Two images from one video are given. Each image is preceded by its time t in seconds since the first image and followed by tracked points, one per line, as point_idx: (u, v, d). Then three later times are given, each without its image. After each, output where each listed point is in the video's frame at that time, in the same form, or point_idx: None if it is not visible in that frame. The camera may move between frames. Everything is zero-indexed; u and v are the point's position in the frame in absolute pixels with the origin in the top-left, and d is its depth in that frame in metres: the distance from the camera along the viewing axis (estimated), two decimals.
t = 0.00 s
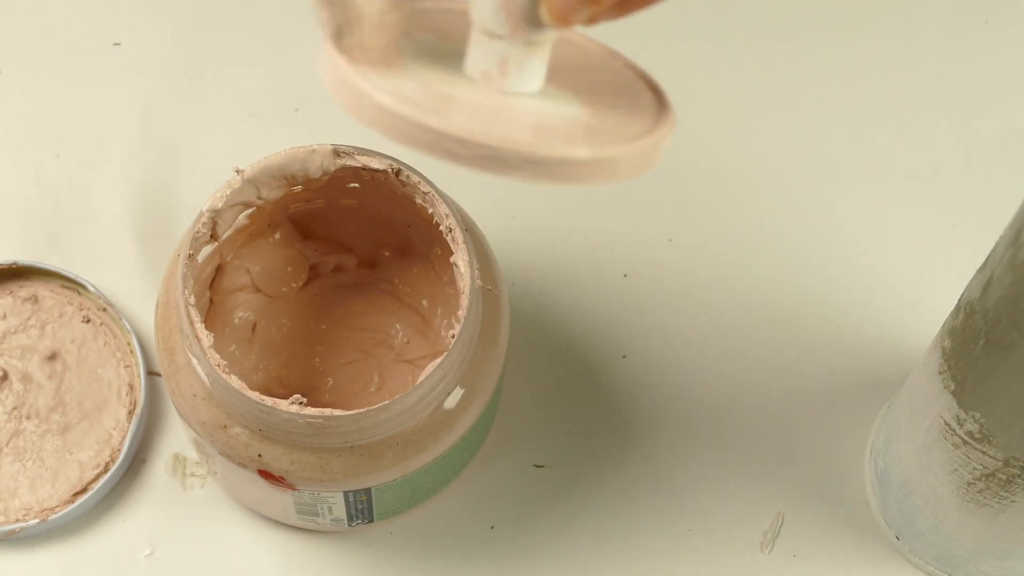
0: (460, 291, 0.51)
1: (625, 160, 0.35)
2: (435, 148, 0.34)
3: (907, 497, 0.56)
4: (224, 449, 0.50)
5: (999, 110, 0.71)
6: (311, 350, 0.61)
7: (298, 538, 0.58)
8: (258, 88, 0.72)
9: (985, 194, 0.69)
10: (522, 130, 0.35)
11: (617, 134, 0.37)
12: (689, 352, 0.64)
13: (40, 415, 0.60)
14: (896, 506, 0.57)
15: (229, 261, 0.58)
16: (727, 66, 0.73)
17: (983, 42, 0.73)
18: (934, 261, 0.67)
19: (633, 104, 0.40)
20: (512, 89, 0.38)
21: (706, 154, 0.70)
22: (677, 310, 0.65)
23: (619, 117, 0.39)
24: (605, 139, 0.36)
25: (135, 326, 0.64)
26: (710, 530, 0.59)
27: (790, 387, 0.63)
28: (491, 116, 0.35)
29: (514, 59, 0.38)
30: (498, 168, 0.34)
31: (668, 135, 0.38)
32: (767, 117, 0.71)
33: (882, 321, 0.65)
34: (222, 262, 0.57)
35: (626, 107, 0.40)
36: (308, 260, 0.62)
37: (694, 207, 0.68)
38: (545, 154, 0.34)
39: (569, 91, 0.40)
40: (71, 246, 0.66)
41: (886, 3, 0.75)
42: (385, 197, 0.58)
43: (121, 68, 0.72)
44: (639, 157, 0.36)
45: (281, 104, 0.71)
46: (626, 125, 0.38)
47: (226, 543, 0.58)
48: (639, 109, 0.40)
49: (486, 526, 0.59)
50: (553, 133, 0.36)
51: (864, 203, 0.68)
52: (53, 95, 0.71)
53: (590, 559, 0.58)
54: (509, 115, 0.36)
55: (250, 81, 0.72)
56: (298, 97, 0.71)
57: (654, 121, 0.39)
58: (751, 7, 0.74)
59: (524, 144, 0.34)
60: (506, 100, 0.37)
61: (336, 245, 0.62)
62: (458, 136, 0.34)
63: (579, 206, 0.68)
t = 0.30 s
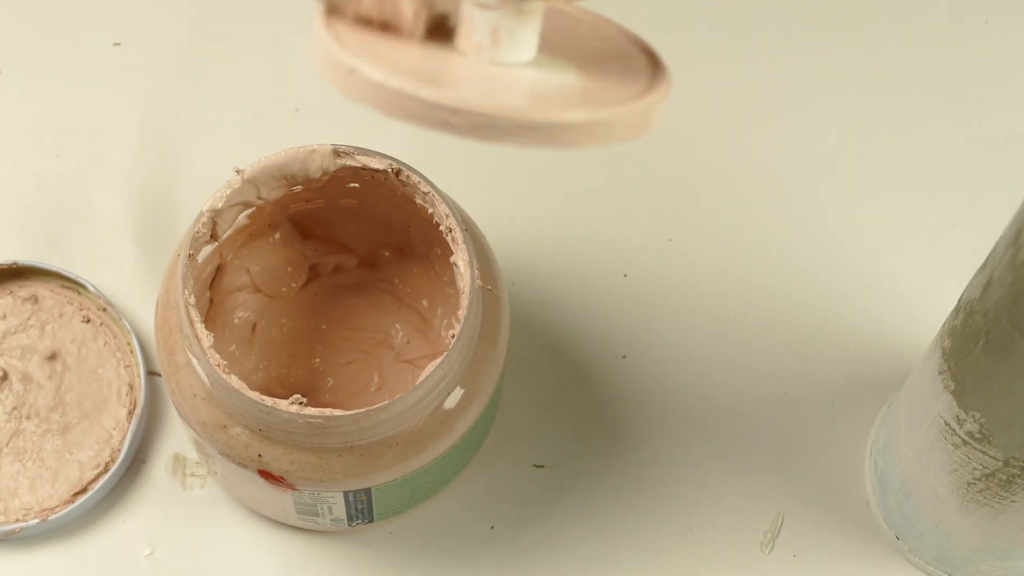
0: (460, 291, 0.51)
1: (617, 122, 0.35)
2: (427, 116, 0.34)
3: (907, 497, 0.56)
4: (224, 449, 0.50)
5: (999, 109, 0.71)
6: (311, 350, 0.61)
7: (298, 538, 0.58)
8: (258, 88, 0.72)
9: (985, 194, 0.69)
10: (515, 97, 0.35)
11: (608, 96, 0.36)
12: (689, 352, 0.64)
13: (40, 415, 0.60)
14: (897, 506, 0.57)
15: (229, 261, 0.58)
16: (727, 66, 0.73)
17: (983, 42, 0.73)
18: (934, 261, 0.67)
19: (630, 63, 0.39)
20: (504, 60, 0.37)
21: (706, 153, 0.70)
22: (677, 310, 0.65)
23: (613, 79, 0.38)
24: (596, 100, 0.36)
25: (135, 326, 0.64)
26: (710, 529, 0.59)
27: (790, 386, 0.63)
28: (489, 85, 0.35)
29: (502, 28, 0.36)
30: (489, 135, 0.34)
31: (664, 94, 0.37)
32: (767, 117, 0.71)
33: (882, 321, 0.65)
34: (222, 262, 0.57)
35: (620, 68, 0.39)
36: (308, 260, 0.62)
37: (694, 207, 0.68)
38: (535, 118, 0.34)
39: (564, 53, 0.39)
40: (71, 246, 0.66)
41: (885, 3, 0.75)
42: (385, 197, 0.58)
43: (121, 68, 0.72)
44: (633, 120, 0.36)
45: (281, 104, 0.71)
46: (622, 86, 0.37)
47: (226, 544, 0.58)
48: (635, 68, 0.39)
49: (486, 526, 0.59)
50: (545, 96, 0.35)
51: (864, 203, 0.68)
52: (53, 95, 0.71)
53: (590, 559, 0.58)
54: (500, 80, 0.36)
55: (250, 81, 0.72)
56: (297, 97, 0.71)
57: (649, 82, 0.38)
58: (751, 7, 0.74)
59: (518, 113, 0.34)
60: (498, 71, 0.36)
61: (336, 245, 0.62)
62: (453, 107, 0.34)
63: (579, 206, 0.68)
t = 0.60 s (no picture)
0: (460, 291, 0.51)
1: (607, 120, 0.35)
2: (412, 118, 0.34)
3: (907, 497, 0.56)
4: (223, 449, 0.50)
5: (1000, 109, 0.71)
6: (311, 350, 0.61)
7: (298, 538, 0.58)
8: (258, 88, 0.72)
9: (985, 193, 0.69)
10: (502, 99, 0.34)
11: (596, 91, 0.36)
12: (689, 352, 0.64)
13: (40, 415, 0.60)
14: (897, 506, 0.57)
15: (229, 261, 0.58)
16: (727, 67, 0.73)
17: (983, 42, 0.73)
18: (934, 262, 0.67)
19: (621, 54, 0.39)
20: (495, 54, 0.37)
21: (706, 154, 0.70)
22: (677, 310, 0.65)
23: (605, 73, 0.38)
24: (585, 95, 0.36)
25: (135, 326, 0.64)
26: (710, 529, 0.59)
27: (790, 386, 0.63)
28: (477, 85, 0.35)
29: (492, 21, 0.36)
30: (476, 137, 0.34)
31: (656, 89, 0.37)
32: (767, 118, 0.71)
33: (882, 321, 0.65)
34: (223, 262, 0.57)
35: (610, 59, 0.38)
36: (308, 260, 0.62)
37: (693, 208, 0.68)
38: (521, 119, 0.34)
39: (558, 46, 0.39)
40: (71, 246, 0.66)
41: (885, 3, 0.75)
42: (385, 197, 0.57)
43: (121, 69, 0.72)
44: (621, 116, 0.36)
45: (281, 104, 0.71)
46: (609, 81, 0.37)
47: (226, 544, 0.58)
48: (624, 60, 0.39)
49: (486, 526, 0.59)
50: (532, 94, 0.35)
51: (864, 203, 0.68)
52: (53, 95, 0.71)
53: (590, 559, 0.58)
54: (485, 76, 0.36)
55: (250, 81, 0.72)
56: (297, 97, 0.71)
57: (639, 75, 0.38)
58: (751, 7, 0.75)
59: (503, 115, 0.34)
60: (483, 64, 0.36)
61: (336, 245, 0.62)
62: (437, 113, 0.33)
63: (579, 207, 0.68)
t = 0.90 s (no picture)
0: (460, 291, 0.50)
1: (599, 106, 0.36)
2: (409, 93, 0.35)
3: (907, 497, 0.56)
4: (224, 449, 0.50)
5: (1000, 109, 0.71)
6: (311, 350, 0.61)
7: (298, 538, 0.59)
8: (258, 88, 0.72)
9: (984, 193, 0.69)
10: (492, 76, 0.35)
11: (586, 78, 0.37)
12: (689, 352, 0.64)
13: (40, 415, 0.60)
14: (897, 507, 0.58)
15: (229, 261, 0.58)
16: (727, 66, 0.73)
17: (983, 41, 0.73)
18: (934, 261, 0.67)
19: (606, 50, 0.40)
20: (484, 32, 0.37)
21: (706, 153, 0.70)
22: (677, 310, 0.65)
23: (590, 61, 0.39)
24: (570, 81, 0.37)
25: (135, 326, 0.64)
26: (710, 529, 0.59)
27: (790, 386, 0.63)
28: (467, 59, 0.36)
29: None
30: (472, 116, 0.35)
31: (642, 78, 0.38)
32: (767, 117, 0.71)
33: (882, 321, 0.65)
34: (223, 262, 0.57)
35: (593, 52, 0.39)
36: (308, 261, 0.62)
37: (693, 207, 0.68)
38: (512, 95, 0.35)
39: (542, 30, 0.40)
40: (71, 246, 0.66)
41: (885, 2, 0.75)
42: (385, 197, 0.57)
43: (121, 68, 0.72)
44: (609, 104, 0.37)
45: (281, 104, 0.71)
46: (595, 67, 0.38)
47: (226, 544, 0.58)
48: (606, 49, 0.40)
49: (486, 526, 0.59)
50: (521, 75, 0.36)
51: (864, 203, 0.68)
52: (53, 95, 0.71)
53: (590, 558, 0.58)
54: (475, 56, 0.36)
55: (250, 81, 0.72)
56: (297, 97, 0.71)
57: (624, 69, 0.39)
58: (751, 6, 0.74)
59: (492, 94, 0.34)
60: (475, 42, 0.37)
61: (336, 245, 0.62)
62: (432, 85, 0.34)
63: (579, 206, 0.68)
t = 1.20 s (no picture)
0: (460, 291, 0.50)
1: (575, 94, 0.36)
2: (381, 74, 0.35)
3: (907, 497, 0.56)
4: (224, 449, 0.50)
5: (1000, 108, 0.71)
6: (311, 351, 0.61)
7: (298, 538, 0.59)
8: (257, 88, 0.72)
9: (984, 193, 0.69)
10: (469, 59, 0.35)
11: (567, 66, 0.38)
12: (689, 352, 0.64)
13: (40, 415, 0.60)
14: (897, 507, 0.58)
15: (229, 261, 0.58)
16: (728, 67, 0.73)
17: (983, 41, 0.73)
18: (935, 261, 0.67)
19: (589, 34, 0.40)
20: (466, 13, 0.37)
21: (706, 153, 0.70)
22: (677, 310, 0.65)
23: (569, 49, 0.39)
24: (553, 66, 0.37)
25: (135, 326, 0.64)
26: (709, 529, 0.59)
27: (790, 387, 0.63)
28: (445, 43, 0.36)
29: None
30: (444, 100, 0.35)
31: (621, 68, 0.39)
32: (767, 117, 0.71)
33: (882, 322, 0.65)
34: (222, 262, 0.57)
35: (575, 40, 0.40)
36: (309, 261, 0.62)
37: (693, 207, 0.68)
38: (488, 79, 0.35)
39: (525, 15, 0.40)
40: (71, 247, 0.66)
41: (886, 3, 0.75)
42: (385, 197, 0.57)
43: (121, 69, 0.72)
44: (590, 91, 0.37)
45: (281, 105, 0.71)
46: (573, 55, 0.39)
47: (226, 544, 0.58)
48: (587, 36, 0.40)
49: (486, 526, 0.59)
50: (498, 59, 0.36)
51: (864, 203, 0.68)
52: (53, 95, 0.71)
53: (589, 558, 0.58)
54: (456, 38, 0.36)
55: (250, 82, 0.72)
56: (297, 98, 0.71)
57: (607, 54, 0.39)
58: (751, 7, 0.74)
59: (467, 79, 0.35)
60: (457, 24, 0.37)
61: (337, 246, 0.62)
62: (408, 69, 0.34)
63: (579, 206, 0.68)
